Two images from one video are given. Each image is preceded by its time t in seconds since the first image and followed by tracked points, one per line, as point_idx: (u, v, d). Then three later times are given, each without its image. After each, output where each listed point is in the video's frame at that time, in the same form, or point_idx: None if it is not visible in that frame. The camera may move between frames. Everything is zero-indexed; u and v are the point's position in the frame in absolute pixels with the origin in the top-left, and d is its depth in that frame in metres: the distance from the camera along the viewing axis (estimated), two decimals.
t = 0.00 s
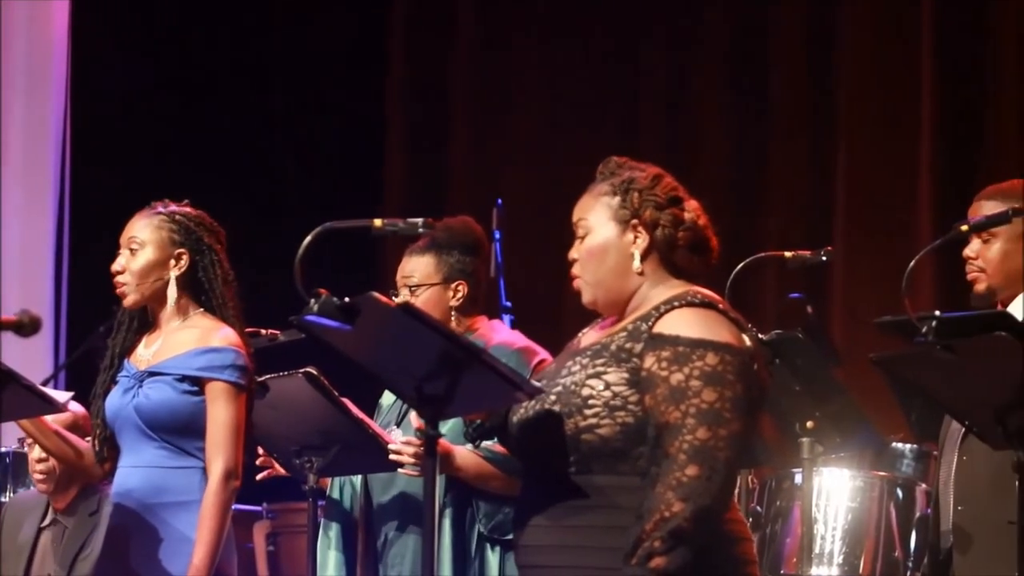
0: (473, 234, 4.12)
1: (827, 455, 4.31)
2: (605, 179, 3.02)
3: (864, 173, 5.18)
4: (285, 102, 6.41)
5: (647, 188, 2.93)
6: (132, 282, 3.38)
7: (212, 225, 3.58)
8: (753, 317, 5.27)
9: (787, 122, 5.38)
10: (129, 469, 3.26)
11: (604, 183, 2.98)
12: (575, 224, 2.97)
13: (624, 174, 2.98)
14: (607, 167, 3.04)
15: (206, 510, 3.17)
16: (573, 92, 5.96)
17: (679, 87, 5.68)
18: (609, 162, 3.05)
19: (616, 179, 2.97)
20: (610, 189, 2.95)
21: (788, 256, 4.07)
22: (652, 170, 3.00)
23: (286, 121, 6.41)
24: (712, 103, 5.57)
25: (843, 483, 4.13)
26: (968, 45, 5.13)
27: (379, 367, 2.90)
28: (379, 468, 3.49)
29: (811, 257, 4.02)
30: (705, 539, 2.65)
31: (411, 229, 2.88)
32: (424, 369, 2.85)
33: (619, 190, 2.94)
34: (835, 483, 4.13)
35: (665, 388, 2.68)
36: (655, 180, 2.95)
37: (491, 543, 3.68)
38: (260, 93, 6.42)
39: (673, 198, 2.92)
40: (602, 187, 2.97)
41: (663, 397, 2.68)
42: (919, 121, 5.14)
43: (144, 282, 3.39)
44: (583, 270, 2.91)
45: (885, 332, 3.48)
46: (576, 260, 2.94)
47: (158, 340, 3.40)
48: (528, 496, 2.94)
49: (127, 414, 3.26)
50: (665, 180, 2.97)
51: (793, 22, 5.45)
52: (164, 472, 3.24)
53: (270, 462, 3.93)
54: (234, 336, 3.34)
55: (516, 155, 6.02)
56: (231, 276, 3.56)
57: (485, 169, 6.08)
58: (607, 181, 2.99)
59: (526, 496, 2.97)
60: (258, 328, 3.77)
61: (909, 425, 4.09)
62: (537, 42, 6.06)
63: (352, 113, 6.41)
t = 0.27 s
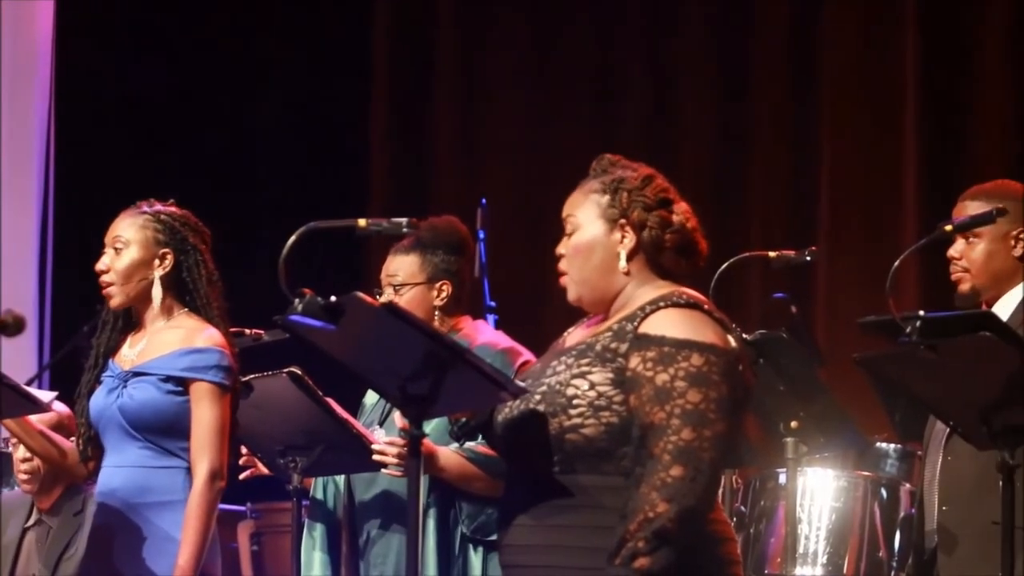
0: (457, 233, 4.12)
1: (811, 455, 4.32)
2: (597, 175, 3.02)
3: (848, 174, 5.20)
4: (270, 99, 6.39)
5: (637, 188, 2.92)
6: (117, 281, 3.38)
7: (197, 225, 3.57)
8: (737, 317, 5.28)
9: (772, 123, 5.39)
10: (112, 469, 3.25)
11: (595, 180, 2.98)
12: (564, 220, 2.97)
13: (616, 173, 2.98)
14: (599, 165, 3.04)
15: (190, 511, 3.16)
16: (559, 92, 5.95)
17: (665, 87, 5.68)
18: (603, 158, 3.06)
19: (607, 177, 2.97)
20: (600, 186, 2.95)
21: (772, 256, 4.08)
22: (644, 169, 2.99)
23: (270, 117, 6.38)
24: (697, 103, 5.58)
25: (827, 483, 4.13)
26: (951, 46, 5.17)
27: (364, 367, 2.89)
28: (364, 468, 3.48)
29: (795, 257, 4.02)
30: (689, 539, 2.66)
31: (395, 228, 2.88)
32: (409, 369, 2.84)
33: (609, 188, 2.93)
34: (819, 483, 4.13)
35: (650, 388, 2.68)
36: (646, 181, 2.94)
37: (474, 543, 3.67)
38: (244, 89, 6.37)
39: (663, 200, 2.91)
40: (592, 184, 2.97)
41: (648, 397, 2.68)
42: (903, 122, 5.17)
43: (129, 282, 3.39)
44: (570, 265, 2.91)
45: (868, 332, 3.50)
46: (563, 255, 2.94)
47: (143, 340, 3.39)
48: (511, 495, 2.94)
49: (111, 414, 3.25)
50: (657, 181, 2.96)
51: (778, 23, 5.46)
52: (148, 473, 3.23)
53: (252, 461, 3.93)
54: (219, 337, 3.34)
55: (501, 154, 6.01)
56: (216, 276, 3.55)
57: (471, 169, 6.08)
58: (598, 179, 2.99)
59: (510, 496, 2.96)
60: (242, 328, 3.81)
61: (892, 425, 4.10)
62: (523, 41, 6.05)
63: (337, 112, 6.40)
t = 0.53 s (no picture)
0: (444, 234, 4.11)
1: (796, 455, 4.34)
2: (593, 172, 3.03)
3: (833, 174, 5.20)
4: (255, 96, 6.37)
5: (628, 190, 2.92)
6: (104, 280, 3.36)
7: (184, 226, 3.56)
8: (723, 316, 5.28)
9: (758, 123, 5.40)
10: (97, 469, 3.24)
11: (588, 178, 2.99)
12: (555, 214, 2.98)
13: (609, 173, 2.98)
14: (597, 162, 3.05)
15: (174, 512, 3.15)
16: (545, 91, 5.95)
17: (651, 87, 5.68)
18: (600, 156, 3.06)
19: (600, 176, 2.97)
20: (592, 184, 2.95)
21: (758, 256, 4.08)
22: (639, 171, 2.99)
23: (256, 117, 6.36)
24: (683, 103, 5.58)
25: (812, 483, 4.13)
26: (936, 45, 5.17)
27: (349, 368, 2.89)
28: (349, 469, 3.48)
29: (779, 258, 4.02)
30: (675, 541, 2.66)
31: (381, 229, 2.87)
32: (394, 370, 2.84)
33: (601, 187, 2.94)
34: (804, 483, 4.14)
35: (635, 390, 2.69)
36: (639, 183, 2.93)
37: (456, 544, 3.67)
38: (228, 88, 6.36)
39: (653, 203, 2.90)
40: (585, 181, 2.97)
41: (633, 399, 2.69)
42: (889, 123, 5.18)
43: (115, 281, 3.38)
44: (558, 260, 2.92)
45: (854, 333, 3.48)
46: (552, 250, 2.94)
47: (129, 340, 3.38)
48: (496, 496, 2.93)
49: (96, 414, 3.24)
50: (651, 183, 2.95)
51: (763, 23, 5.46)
52: (133, 473, 3.22)
53: (236, 459, 3.92)
54: (205, 338, 3.33)
55: (487, 152, 6.01)
56: (202, 277, 3.53)
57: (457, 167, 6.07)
58: (592, 176, 3.00)
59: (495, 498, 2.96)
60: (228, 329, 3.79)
61: (878, 425, 4.11)
62: (509, 40, 6.05)
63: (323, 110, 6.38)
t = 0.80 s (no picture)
0: (433, 235, 4.11)
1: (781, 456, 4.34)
2: (582, 171, 3.03)
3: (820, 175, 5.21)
4: (255, 96, 6.32)
5: (617, 191, 2.91)
6: (92, 282, 3.36)
7: (171, 226, 3.54)
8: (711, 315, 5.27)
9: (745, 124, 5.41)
10: (84, 469, 3.23)
11: (578, 177, 2.98)
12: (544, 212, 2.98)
13: (599, 173, 2.97)
14: (587, 161, 3.04)
15: (162, 513, 3.15)
16: (534, 90, 5.94)
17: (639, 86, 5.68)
18: (590, 154, 3.06)
19: (590, 176, 2.97)
20: (581, 184, 2.95)
21: (744, 256, 4.08)
22: (629, 172, 2.98)
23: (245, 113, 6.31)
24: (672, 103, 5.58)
25: (797, 482, 4.14)
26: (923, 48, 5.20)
27: (336, 369, 2.88)
28: (334, 469, 3.48)
29: (766, 258, 4.02)
30: (659, 543, 2.66)
31: (366, 229, 2.86)
32: (381, 371, 2.84)
33: (589, 187, 2.93)
34: (789, 483, 4.14)
35: (621, 392, 2.69)
36: (629, 185, 2.93)
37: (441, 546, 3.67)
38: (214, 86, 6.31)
39: (642, 205, 2.90)
40: (574, 181, 2.97)
41: (618, 401, 2.69)
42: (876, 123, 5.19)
43: (103, 282, 3.37)
44: (543, 258, 2.92)
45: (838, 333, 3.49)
46: (539, 247, 2.94)
47: (118, 341, 3.38)
48: (480, 497, 2.93)
49: (84, 414, 3.24)
50: (641, 184, 2.94)
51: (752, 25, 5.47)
52: (120, 474, 3.21)
53: (221, 458, 3.92)
54: (194, 339, 3.33)
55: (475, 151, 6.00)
56: (190, 277, 3.53)
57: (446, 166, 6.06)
58: (581, 176, 2.99)
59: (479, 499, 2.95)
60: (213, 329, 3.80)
61: (863, 426, 4.14)
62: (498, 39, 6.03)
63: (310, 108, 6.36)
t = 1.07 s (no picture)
0: (426, 242, 4.12)
1: (775, 463, 4.34)
2: (579, 177, 3.02)
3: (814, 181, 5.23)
4: (250, 93, 6.25)
5: (614, 199, 2.92)
6: (88, 290, 3.36)
7: (167, 232, 3.54)
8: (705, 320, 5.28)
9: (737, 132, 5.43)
10: (79, 475, 3.24)
11: (574, 183, 2.99)
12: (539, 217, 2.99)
13: (596, 179, 2.98)
14: (583, 166, 3.04)
15: (160, 520, 3.17)
16: (528, 94, 5.94)
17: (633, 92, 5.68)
18: (586, 160, 3.06)
19: (586, 183, 2.97)
20: (577, 191, 2.95)
21: (736, 263, 4.08)
22: (625, 179, 2.99)
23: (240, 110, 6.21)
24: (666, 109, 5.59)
25: (791, 489, 4.14)
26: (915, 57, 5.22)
27: (330, 377, 2.89)
28: (328, 475, 3.47)
29: (759, 265, 4.02)
30: (652, 551, 2.67)
31: (358, 236, 2.87)
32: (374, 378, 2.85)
33: (585, 195, 2.93)
34: (781, 489, 4.15)
35: (614, 401, 2.69)
36: (625, 192, 2.94)
37: (434, 554, 3.67)
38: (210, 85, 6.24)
39: (637, 213, 2.91)
40: (571, 187, 2.97)
41: (612, 409, 2.69)
42: (870, 130, 5.21)
43: (100, 291, 3.37)
44: (537, 263, 2.92)
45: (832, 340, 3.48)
46: (534, 252, 2.95)
47: (114, 348, 3.39)
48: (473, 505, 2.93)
49: (80, 420, 3.25)
50: (637, 193, 2.95)
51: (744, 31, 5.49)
52: (115, 480, 3.22)
53: (213, 467, 3.94)
54: (190, 347, 3.34)
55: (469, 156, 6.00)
56: (186, 283, 3.53)
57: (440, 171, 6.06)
58: (578, 181, 2.99)
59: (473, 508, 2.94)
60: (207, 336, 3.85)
61: (856, 432, 4.15)
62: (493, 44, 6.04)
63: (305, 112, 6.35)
